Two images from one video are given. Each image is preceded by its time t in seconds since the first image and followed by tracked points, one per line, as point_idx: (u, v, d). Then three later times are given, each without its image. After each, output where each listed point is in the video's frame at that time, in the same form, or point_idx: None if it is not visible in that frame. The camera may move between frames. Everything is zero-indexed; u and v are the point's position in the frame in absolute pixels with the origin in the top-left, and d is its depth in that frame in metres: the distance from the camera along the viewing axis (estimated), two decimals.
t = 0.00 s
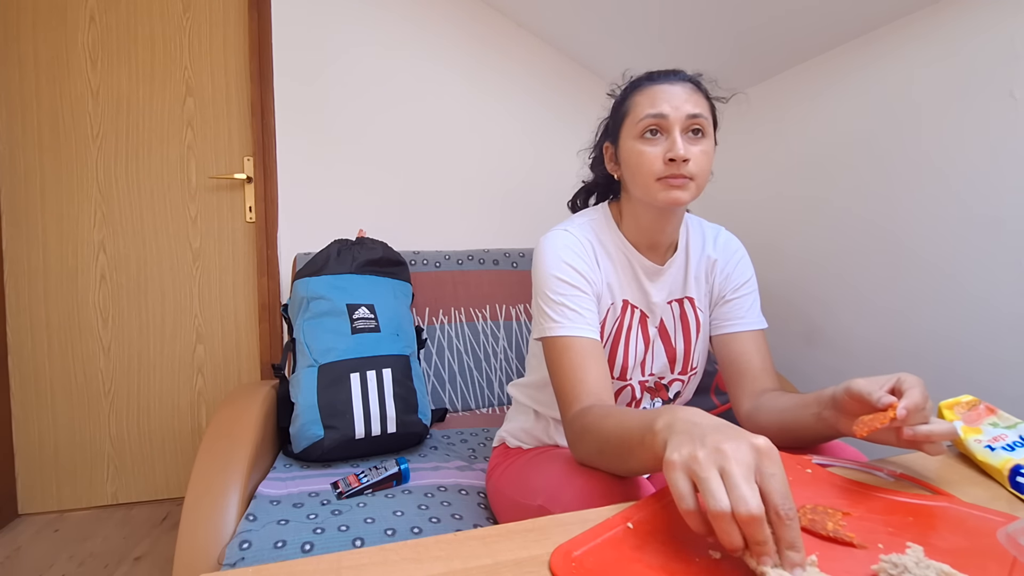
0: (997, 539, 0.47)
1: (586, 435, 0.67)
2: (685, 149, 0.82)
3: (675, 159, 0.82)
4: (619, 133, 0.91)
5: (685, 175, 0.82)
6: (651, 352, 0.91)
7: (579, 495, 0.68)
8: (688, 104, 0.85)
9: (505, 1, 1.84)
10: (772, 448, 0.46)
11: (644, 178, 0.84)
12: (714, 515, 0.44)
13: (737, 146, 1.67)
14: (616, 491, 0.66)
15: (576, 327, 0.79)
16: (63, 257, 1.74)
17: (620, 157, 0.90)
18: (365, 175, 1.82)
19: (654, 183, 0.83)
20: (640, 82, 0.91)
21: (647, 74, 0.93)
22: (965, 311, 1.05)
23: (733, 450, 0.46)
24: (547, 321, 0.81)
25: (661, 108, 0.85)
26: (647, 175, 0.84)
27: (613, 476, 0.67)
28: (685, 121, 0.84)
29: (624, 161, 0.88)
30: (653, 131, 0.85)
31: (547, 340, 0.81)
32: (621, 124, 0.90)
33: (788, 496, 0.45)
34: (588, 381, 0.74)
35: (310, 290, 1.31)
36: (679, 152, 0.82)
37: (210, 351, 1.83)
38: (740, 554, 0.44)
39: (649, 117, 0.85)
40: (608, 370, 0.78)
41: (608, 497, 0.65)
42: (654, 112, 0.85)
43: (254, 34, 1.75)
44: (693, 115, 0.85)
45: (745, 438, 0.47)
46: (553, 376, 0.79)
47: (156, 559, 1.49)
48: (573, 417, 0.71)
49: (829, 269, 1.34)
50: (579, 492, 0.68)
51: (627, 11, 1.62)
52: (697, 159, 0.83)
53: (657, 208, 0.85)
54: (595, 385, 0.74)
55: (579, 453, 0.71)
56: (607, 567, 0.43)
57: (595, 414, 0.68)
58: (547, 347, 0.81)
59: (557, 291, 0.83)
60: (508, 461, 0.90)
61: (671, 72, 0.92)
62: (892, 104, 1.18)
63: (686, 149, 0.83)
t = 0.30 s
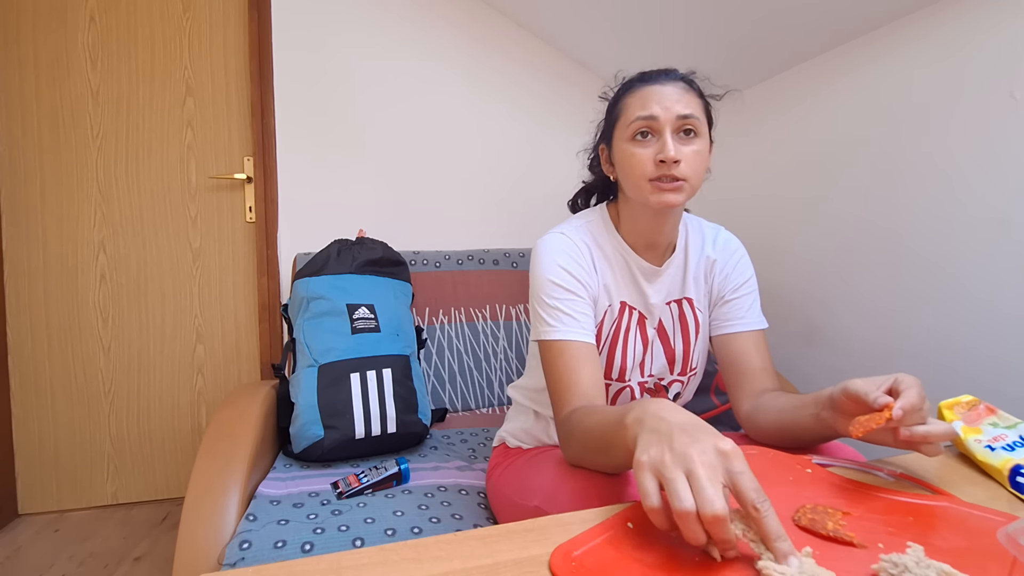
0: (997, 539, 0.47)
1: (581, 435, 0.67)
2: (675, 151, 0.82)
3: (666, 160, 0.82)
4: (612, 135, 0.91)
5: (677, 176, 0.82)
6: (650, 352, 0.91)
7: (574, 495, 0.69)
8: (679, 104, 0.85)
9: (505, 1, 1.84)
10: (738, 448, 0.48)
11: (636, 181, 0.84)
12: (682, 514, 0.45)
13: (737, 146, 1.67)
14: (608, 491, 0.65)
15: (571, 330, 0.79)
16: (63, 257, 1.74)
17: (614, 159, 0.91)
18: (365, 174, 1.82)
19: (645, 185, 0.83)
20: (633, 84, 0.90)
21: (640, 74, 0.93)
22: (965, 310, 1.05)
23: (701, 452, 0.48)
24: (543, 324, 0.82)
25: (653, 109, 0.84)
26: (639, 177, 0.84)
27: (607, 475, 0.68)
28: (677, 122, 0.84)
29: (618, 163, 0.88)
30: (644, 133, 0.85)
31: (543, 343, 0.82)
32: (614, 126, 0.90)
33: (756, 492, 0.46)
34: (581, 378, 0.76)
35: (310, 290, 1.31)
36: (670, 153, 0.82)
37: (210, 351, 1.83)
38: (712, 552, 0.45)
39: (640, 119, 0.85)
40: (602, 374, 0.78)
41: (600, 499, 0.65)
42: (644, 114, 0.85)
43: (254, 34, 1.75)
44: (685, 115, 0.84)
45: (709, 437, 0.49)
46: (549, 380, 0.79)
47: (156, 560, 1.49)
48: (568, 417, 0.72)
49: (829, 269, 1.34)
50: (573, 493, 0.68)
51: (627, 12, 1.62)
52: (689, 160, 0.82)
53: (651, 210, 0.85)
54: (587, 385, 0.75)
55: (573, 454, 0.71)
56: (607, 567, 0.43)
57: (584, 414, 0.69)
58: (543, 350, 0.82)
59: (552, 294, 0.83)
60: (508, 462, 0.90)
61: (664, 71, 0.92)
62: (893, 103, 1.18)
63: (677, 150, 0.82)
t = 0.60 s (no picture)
0: (996, 539, 0.47)
1: (576, 435, 0.67)
2: (659, 150, 0.82)
3: (650, 160, 0.82)
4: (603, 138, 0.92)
5: (663, 175, 0.83)
6: (648, 352, 0.91)
7: (571, 496, 0.68)
8: (663, 102, 0.85)
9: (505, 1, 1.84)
10: (714, 420, 0.50)
11: (626, 183, 0.85)
12: (667, 492, 0.47)
13: (736, 146, 1.67)
14: (606, 492, 0.65)
15: (569, 331, 0.80)
16: (63, 257, 1.74)
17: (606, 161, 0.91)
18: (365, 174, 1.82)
19: (634, 187, 0.84)
20: (620, 85, 0.91)
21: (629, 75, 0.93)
22: (965, 309, 1.05)
23: (681, 428, 0.49)
24: (541, 324, 0.82)
25: (637, 109, 0.85)
26: (627, 179, 0.85)
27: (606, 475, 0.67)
28: (662, 120, 0.85)
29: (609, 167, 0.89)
30: (629, 134, 0.86)
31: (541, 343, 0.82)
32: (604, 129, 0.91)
33: (733, 453, 0.48)
34: (577, 378, 0.76)
35: (310, 290, 1.31)
36: (653, 153, 0.82)
37: (210, 351, 1.83)
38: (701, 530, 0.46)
39: (625, 121, 0.85)
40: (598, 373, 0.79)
41: (599, 500, 0.65)
42: (629, 115, 0.85)
43: (254, 34, 1.75)
44: (670, 113, 0.85)
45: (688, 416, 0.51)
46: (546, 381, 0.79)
47: (156, 560, 1.49)
48: (564, 416, 0.72)
49: (830, 270, 1.34)
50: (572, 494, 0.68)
51: (627, 12, 1.62)
52: (673, 159, 0.83)
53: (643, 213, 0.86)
54: (583, 385, 0.75)
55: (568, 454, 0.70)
56: (607, 565, 0.43)
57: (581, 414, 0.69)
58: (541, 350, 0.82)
59: (550, 295, 0.83)
60: (506, 461, 0.89)
61: (652, 71, 0.92)
62: (893, 103, 1.18)
63: (662, 149, 0.83)
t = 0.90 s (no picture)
0: (996, 539, 0.47)
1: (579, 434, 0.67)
2: (677, 161, 0.82)
3: (667, 171, 0.82)
4: (610, 137, 0.90)
5: (678, 186, 0.83)
6: (645, 354, 0.91)
7: (581, 493, 0.68)
8: (680, 110, 0.84)
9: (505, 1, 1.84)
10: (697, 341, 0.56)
11: (638, 189, 0.84)
12: (702, 413, 0.53)
13: (736, 146, 1.67)
14: (619, 490, 0.66)
15: (569, 332, 0.80)
16: (63, 257, 1.74)
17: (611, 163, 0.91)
18: (364, 174, 1.82)
19: (648, 195, 0.84)
20: (631, 86, 0.89)
21: (637, 74, 0.91)
22: (966, 308, 1.05)
23: (673, 358, 0.55)
24: (540, 326, 0.82)
25: (653, 115, 0.84)
26: (639, 187, 0.84)
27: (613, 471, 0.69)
28: (678, 128, 0.84)
29: (617, 167, 0.88)
30: (644, 139, 0.85)
31: (539, 344, 0.82)
32: (612, 130, 0.90)
33: (723, 350, 0.53)
34: (576, 378, 0.76)
35: (310, 290, 1.31)
36: (671, 163, 0.82)
37: (210, 351, 1.83)
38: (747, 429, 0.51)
39: (642, 125, 0.84)
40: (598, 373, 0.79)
41: (611, 498, 0.66)
42: (646, 120, 0.84)
43: (254, 34, 1.75)
44: (686, 122, 0.84)
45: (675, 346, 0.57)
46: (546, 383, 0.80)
47: (156, 560, 1.49)
48: (566, 416, 0.72)
49: (829, 269, 1.34)
50: (580, 491, 0.68)
51: (627, 12, 1.62)
52: (688, 169, 0.83)
53: (651, 217, 0.86)
54: (583, 384, 0.76)
55: (578, 453, 0.71)
56: (606, 564, 0.43)
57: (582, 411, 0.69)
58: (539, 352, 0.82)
59: (548, 296, 0.83)
60: (507, 461, 0.90)
61: (663, 70, 0.91)
62: (892, 103, 1.18)
63: (678, 160, 0.83)
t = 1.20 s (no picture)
0: (996, 539, 0.47)
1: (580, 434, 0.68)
2: (687, 163, 0.83)
3: (677, 172, 0.82)
4: (618, 134, 0.90)
5: (685, 188, 0.83)
6: (642, 355, 0.90)
7: (588, 492, 0.67)
8: (692, 112, 0.85)
9: (505, 1, 1.84)
10: (758, 355, 0.57)
11: (644, 187, 0.84)
12: (815, 421, 0.55)
13: (736, 145, 1.67)
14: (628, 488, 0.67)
15: (569, 331, 0.80)
16: (63, 257, 1.74)
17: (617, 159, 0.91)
18: (365, 174, 1.82)
19: (654, 194, 0.84)
20: (643, 84, 0.89)
21: (648, 72, 0.91)
22: (966, 308, 1.05)
23: (756, 382, 0.55)
24: (539, 324, 0.82)
25: (666, 114, 0.84)
26: (645, 186, 0.84)
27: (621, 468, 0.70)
28: (690, 130, 0.84)
29: (623, 164, 0.88)
30: (655, 138, 0.85)
31: (538, 343, 0.82)
32: (621, 126, 0.89)
33: (800, 359, 0.56)
34: (579, 378, 0.76)
35: (310, 290, 1.32)
36: (682, 165, 0.82)
37: (210, 351, 1.83)
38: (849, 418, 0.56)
39: (654, 124, 0.84)
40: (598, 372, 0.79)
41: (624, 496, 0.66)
42: (658, 119, 0.84)
43: (254, 33, 1.75)
44: (698, 125, 0.84)
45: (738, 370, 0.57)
46: (546, 382, 0.80)
47: (156, 560, 1.49)
48: (576, 417, 0.72)
49: (828, 268, 1.34)
50: (588, 490, 0.68)
51: (627, 11, 1.62)
52: (696, 174, 0.84)
53: (653, 217, 0.86)
54: (587, 383, 0.76)
55: (588, 453, 0.71)
56: (607, 564, 0.43)
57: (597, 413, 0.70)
58: (538, 350, 0.82)
59: (548, 294, 0.83)
60: (507, 462, 0.89)
61: (677, 70, 0.91)
62: (892, 103, 1.18)
63: (689, 162, 0.83)
